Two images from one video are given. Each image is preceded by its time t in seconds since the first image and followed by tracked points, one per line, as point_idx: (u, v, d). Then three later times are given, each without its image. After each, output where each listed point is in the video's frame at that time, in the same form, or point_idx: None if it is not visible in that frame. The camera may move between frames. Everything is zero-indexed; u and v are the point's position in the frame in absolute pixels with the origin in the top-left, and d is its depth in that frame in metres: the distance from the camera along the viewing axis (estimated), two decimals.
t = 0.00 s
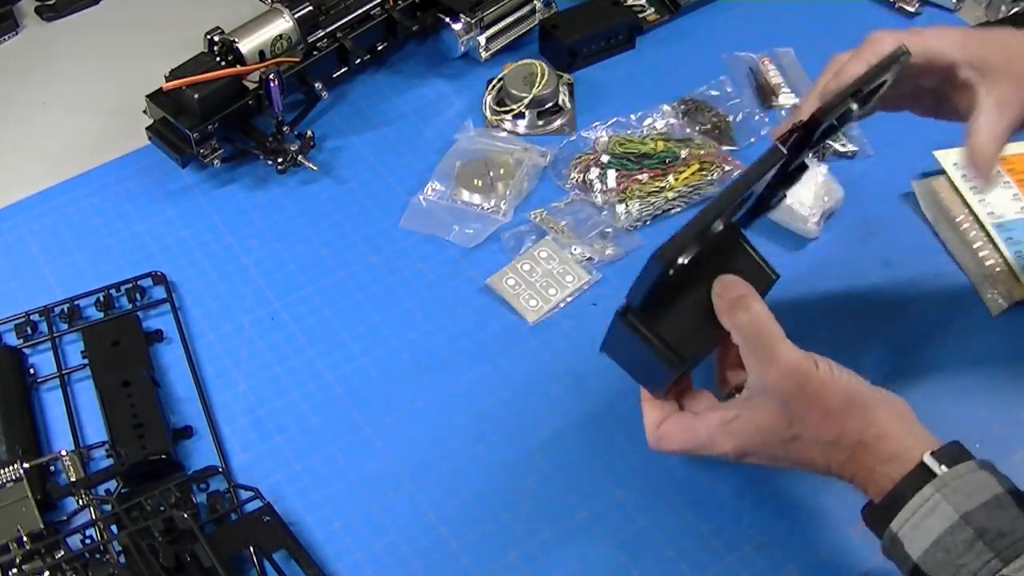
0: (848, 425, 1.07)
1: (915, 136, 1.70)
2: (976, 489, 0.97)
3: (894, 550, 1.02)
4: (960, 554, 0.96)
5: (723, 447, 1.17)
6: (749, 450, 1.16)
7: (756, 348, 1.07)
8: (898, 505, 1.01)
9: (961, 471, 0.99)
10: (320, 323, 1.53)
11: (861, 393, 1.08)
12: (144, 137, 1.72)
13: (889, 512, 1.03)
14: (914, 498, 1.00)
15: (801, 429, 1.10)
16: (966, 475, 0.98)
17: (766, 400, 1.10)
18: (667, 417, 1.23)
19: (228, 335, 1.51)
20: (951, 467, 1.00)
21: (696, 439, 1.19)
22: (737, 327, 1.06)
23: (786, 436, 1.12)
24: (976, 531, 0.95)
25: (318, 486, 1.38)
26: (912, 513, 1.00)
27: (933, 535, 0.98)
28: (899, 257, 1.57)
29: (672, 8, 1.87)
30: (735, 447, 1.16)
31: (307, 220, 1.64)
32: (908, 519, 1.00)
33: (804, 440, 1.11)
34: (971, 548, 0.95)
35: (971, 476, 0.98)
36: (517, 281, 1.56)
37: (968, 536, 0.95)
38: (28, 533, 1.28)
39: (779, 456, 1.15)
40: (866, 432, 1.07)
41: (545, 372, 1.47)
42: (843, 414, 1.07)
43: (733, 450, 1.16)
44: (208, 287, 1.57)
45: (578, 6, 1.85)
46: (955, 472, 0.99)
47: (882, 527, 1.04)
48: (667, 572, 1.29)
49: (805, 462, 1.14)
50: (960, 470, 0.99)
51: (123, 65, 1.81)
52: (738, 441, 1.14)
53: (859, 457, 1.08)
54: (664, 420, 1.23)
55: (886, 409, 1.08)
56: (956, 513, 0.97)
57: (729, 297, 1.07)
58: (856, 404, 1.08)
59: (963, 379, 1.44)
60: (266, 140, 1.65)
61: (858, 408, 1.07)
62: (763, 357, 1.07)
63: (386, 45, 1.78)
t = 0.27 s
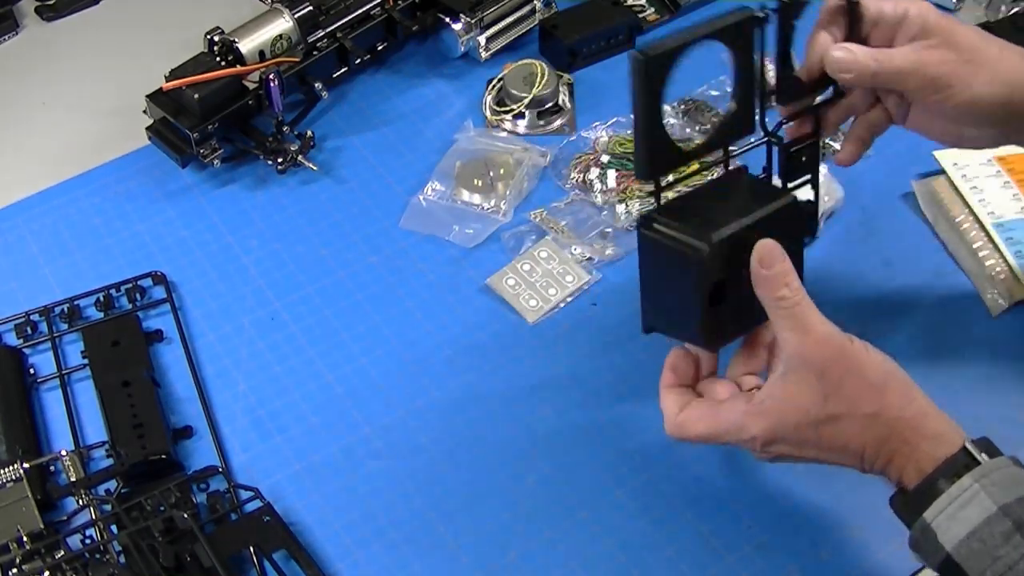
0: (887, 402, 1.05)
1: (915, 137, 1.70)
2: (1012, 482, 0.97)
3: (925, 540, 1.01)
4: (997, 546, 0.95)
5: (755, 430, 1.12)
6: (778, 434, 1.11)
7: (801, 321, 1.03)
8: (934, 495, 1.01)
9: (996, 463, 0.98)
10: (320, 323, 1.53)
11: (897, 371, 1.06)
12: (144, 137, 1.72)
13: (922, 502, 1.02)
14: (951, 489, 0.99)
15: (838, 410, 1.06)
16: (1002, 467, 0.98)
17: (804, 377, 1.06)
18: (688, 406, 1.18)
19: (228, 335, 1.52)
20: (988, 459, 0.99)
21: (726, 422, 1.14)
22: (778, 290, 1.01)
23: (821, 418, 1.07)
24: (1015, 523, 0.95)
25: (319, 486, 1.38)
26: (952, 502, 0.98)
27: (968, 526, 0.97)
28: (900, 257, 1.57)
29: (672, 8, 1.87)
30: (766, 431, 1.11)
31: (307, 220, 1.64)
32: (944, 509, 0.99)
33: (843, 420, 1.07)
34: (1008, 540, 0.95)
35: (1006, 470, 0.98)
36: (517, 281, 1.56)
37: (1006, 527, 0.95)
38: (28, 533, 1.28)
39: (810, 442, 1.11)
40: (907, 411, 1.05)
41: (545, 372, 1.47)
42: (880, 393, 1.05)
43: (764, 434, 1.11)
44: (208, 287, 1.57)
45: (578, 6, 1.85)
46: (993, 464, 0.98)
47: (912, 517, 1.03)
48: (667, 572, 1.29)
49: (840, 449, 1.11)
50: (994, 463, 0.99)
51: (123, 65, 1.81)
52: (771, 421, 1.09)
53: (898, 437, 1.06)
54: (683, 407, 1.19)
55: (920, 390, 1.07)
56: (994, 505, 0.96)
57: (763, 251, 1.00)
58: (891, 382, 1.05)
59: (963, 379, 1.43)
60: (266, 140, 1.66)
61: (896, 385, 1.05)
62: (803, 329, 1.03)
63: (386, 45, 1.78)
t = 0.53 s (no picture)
0: (877, 416, 1.05)
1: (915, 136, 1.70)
2: (1003, 500, 0.98)
3: (916, 562, 1.01)
4: (990, 565, 0.96)
5: (745, 417, 1.12)
6: (766, 428, 1.10)
7: (798, 320, 1.03)
8: (925, 516, 1.01)
9: (986, 481, 0.99)
10: (320, 324, 1.53)
11: (894, 389, 1.06)
12: (144, 136, 1.72)
13: (913, 524, 1.02)
14: (942, 510, 1.00)
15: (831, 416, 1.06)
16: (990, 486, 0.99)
17: (797, 378, 1.06)
18: (688, 377, 1.19)
19: (228, 335, 1.52)
20: (978, 478, 1.00)
21: (722, 403, 1.15)
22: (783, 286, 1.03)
23: (810, 422, 1.07)
24: (1006, 542, 0.96)
25: (319, 486, 1.38)
26: (942, 526, 0.99)
27: (961, 546, 0.97)
28: (900, 257, 1.57)
29: (672, 8, 1.87)
30: (756, 422, 1.11)
31: (307, 220, 1.64)
32: (936, 530, 0.99)
33: (832, 427, 1.07)
34: (1001, 558, 0.96)
35: (999, 489, 0.99)
36: (517, 281, 1.56)
37: (999, 547, 0.96)
38: (28, 533, 1.28)
39: (796, 445, 1.10)
40: (896, 430, 1.05)
41: (545, 372, 1.47)
42: (873, 406, 1.05)
43: (751, 425, 1.11)
44: (208, 287, 1.57)
45: (578, 6, 1.85)
46: (983, 483, 0.99)
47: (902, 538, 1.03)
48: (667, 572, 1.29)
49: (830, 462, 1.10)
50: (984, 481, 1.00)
51: (123, 65, 1.81)
52: (760, 413, 1.09)
53: (884, 455, 1.05)
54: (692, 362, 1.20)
55: (915, 412, 1.06)
56: (985, 523, 0.97)
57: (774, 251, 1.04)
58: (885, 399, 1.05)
59: (963, 380, 1.44)
60: (266, 140, 1.65)
61: (889, 401, 1.05)
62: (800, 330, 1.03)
63: (386, 45, 1.78)
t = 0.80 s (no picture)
0: (887, 424, 1.06)
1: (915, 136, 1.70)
2: (1019, 510, 0.98)
3: (929, 571, 1.00)
4: None
5: (758, 440, 1.12)
6: (780, 446, 1.11)
7: (805, 338, 1.03)
8: (940, 525, 1.01)
9: (1002, 492, 0.99)
10: (320, 323, 1.53)
11: (901, 396, 1.07)
12: (144, 136, 1.72)
13: (929, 534, 1.03)
14: (957, 519, 1.00)
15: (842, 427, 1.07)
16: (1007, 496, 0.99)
17: (806, 394, 1.07)
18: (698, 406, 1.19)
19: (228, 335, 1.51)
20: (993, 488, 1.00)
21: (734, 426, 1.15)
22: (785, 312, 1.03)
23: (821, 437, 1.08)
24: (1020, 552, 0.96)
25: (319, 485, 1.38)
26: (957, 535, 0.99)
27: (975, 555, 0.97)
28: (899, 257, 1.57)
29: (672, 8, 1.87)
30: (770, 444, 1.11)
31: (307, 219, 1.64)
32: (950, 539, 0.99)
33: (843, 440, 1.08)
34: (1014, 568, 0.96)
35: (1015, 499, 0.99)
36: (517, 281, 1.56)
37: (1012, 557, 0.96)
38: (28, 533, 1.29)
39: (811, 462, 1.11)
40: (908, 437, 1.06)
41: (545, 372, 1.47)
42: (883, 415, 1.06)
43: (765, 447, 1.12)
44: (208, 287, 1.57)
45: (578, 6, 1.85)
46: (998, 493, 0.99)
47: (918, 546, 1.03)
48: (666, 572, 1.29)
49: (843, 474, 1.11)
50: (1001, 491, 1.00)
51: (122, 65, 1.81)
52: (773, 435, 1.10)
53: (896, 464, 1.06)
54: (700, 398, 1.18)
55: (925, 417, 1.07)
56: (1000, 533, 0.97)
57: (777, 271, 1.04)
58: (894, 407, 1.06)
59: (962, 380, 1.44)
60: (266, 140, 1.65)
61: (897, 409, 1.06)
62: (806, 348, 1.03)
63: (386, 45, 1.78)
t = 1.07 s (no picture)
0: (872, 428, 1.06)
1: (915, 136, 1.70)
2: (1002, 510, 0.97)
3: (913, 571, 1.01)
4: None
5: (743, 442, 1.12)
6: (766, 450, 1.11)
7: (791, 341, 1.03)
8: (925, 526, 1.02)
9: (985, 491, 0.99)
10: (320, 323, 1.53)
11: (886, 397, 1.07)
12: (144, 136, 1.72)
13: (913, 535, 1.03)
14: (939, 520, 1.00)
15: (828, 431, 1.07)
16: (990, 496, 0.99)
17: (792, 399, 1.07)
18: (684, 405, 1.19)
19: (228, 335, 1.51)
20: (977, 488, 1.00)
21: (720, 427, 1.15)
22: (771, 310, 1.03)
23: (806, 441, 1.08)
24: (1003, 553, 0.94)
25: (319, 486, 1.38)
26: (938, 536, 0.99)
27: (957, 555, 0.97)
28: (899, 256, 1.57)
29: (672, 8, 1.87)
30: (754, 447, 1.11)
31: (307, 219, 1.64)
32: (933, 540, 0.99)
33: (828, 444, 1.08)
34: (997, 569, 0.94)
35: (998, 499, 0.98)
36: (517, 281, 1.56)
37: (996, 557, 0.95)
38: (28, 533, 1.29)
39: (795, 465, 1.12)
40: (892, 440, 1.06)
41: (545, 372, 1.47)
42: (868, 418, 1.06)
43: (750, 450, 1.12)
44: (208, 287, 1.57)
45: (578, 6, 1.85)
46: (981, 493, 0.99)
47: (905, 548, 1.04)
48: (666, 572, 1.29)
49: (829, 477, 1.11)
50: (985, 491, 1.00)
51: (122, 65, 1.81)
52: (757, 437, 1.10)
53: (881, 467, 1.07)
54: (688, 389, 1.19)
55: (909, 419, 1.08)
56: (982, 533, 0.96)
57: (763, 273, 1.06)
58: (879, 410, 1.07)
59: (962, 380, 1.44)
60: (266, 140, 1.65)
61: (882, 411, 1.06)
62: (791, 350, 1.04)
63: (386, 45, 1.78)
